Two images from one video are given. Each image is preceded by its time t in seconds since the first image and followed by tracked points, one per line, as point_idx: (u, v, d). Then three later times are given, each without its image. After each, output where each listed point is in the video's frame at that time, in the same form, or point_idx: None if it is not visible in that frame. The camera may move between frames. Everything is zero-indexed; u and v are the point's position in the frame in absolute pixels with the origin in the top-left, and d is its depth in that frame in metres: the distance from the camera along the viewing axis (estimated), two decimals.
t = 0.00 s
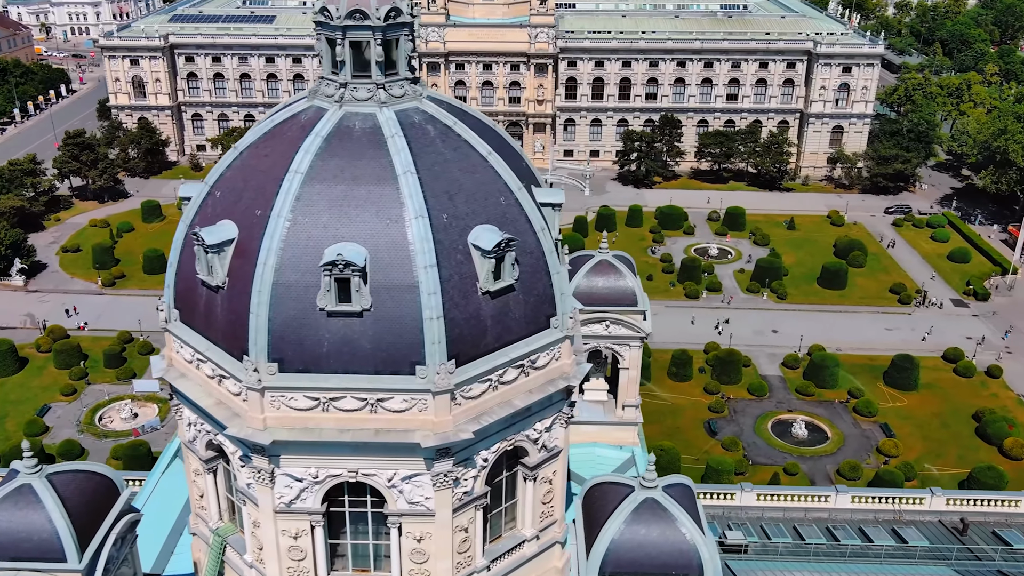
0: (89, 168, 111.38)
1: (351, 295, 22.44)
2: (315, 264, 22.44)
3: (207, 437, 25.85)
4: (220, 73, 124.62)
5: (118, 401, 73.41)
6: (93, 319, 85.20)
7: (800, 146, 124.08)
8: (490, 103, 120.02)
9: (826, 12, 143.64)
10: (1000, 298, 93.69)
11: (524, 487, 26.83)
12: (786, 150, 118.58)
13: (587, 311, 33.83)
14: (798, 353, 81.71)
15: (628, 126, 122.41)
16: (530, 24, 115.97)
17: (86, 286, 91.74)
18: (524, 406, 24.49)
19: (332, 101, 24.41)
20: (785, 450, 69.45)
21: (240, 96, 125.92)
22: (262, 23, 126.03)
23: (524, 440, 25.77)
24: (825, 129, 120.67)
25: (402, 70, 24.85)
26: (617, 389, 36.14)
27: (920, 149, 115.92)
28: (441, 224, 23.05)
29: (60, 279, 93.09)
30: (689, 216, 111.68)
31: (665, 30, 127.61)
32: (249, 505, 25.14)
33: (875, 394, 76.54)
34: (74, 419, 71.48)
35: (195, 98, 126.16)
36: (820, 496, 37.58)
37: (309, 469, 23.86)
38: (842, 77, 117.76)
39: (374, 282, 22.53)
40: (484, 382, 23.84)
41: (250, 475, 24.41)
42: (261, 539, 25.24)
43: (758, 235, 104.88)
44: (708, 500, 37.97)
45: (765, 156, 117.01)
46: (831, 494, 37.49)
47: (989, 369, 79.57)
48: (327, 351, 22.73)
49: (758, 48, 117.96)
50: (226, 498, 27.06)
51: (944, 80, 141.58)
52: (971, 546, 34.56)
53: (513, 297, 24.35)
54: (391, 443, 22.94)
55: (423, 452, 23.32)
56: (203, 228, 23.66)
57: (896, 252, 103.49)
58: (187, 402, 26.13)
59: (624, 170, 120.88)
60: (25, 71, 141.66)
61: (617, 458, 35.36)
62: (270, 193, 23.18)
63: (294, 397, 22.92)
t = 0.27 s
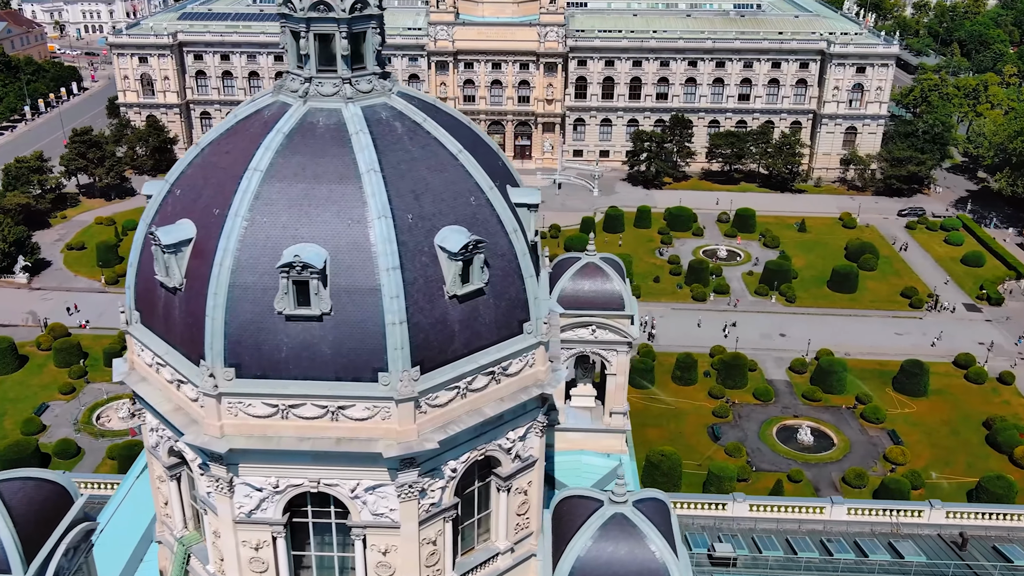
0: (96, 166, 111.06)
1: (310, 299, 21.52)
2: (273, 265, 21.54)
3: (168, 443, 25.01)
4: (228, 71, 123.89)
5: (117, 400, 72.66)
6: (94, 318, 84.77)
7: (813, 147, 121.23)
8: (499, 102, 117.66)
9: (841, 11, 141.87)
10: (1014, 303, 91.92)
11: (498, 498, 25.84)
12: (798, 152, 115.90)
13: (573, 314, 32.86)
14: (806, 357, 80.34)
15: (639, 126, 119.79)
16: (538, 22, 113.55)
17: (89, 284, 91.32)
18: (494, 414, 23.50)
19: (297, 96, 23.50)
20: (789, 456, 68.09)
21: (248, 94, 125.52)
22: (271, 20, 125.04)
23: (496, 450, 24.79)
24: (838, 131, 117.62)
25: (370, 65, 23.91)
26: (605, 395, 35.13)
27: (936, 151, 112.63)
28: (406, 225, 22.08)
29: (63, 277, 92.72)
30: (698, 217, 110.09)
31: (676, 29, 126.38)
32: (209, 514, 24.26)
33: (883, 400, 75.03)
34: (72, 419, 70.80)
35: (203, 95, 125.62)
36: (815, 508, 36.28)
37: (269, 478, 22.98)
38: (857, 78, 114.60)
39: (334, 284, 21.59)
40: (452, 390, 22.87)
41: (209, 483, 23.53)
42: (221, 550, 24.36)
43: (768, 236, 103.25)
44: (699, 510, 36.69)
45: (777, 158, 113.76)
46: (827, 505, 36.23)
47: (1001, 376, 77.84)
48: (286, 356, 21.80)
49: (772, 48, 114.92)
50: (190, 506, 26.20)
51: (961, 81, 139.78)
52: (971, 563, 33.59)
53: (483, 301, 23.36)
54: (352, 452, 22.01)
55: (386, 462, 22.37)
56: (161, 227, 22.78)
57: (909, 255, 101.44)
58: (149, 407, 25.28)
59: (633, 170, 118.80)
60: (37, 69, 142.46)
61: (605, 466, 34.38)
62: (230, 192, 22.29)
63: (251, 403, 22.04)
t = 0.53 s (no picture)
0: (103, 163, 110.32)
1: (265, 302, 20.61)
2: (228, 266, 20.69)
3: (127, 449, 24.17)
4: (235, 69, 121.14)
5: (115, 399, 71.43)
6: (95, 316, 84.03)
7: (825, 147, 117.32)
8: (509, 101, 114.68)
9: (855, 11, 140.49)
10: None
11: (468, 509, 24.88)
12: (811, 153, 112.38)
13: (557, 318, 31.94)
14: (813, 362, 78.94)
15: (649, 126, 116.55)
16: (547, 21, 110.54)
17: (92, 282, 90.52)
18: (460, 423, 22.55)
19: (258, 90, 22.61)
20: (793, 463, 66.80)
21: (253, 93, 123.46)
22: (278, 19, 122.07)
23: (465, 459, 23.83)
24: (851, 132, 114.17)
25: (336, 58, 22.98)
26: (591, 402, 34.10)
27: (951, 153, 109.16)
28: (367, 225, 21.13)
29: (66, 274, 91.95)
30: (707, 217, 107.97)
31: (688, 28, 125.01)
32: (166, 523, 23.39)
33: (891, 407, 73.55)
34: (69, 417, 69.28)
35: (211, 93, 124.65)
36: (809, 518, 35.17)
37: (225, 487, 22.09)
38: (870, 78, 110.69)
39: (291, 286, 20.70)
40: (416, 397, 21.93)
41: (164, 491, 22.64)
42: (179, 561, 23.47)
43: (778, 238, 101.33)
44: (689, 521, 35.68)
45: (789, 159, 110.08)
46: (820, 517, 35.11)
47: (1013, 383, 76.03)
48: (241, 361, 20.91)
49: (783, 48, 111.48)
50: (151, 514, 25.32)
51: (977, 82, 138.15)
52: None
53: (450, 305, 22.40)
54: (309, 462, 21.10)
55: (346, 472, 21.44)
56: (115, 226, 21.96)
57: (921, 259, 99.13)
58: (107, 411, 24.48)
59: (642, 170, 116.19)
60: (49, 66, 142.96)
61: (591, 474, 33.37)
62: (185, 190, 21.42)
63: (205, 409, 21.15)
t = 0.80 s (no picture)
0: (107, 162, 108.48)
1: (216, 306, 19.73)
2: (177, 268, 19.83)
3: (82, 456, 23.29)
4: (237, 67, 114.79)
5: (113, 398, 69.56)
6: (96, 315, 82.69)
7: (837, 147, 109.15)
8: (517, 101, 107.95)
9: (871, 10, 137.93)
10: None
11: (437, 521, 23.94)
12: (824, 154, 104.81)
13: (539, 322, 31.04)
14: (821, 366, 76.25)
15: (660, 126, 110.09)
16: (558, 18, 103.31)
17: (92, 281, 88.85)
18: (424, 433, 21.56)
19: (216, 84, 21.72)
20: (797, 469, 63.77)
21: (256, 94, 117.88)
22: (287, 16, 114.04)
23: (432, 470, 22.88)
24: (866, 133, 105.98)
25: (297, 52, 22.08)
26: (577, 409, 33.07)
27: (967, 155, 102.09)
28: (325, 225, 20.22)
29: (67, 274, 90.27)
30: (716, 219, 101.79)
31: (700, 27, 123.82)
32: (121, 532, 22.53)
33: (900, 413, 70.33)
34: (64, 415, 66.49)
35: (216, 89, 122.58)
36: (802, 531, 33.96)
37: (179, 497, 21.24)
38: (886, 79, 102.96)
39: (244, 289, 19.83)
40: (377, 405, 20.99)
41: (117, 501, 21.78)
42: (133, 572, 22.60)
43: (789, 240, 95.58)
44: (677, 532, 34.61)
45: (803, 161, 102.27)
46: (814, 529, 33.92)
47: None
48: (192, 366, 20.03)
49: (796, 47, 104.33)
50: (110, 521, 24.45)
51: (996, 82, 135.65)
52: None
53: (414, 310, 21.48)
54: (263, 472, 20.17)
55: (301, 483, 20.53)
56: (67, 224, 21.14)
57: (936, 262, 93.75)
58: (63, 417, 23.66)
59: (653, 171, 109.35)
60: (60, 64, 141.97)
61: (576, 484, 32.34)
62: (137, 187, 20.58)
63: (156, 416, 20.28)
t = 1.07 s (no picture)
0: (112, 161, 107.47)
1: (163, 311, 18.83)
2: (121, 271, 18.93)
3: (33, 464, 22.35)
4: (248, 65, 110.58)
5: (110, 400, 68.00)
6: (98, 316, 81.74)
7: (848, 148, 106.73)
8: (527, 100, 105.84)
9: (887, 11, 135.67)
10: None
11: (403, 536, 22.97)
12: (836, 156, 102.48)
13: (521, 327, 30.09)
14: (828, 372, 73.93)
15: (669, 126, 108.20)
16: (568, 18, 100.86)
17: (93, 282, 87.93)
18: (384, 445, 20.58)
19: (171, 80, 20.82)
20: (802, 477, 61.11)
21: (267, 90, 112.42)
22: (298, 14, 109.97)
23: (395, 483, 21.89)
24: (879, 135, 103.98)
25: (256, 47, 21.18)
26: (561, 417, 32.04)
27: (982, 158, 99.91)
28: (277, 227, 19.27)
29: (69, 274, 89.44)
30: (726, 221, 99.78)
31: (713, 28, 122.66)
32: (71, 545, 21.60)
33: (908, 420, 67.89)
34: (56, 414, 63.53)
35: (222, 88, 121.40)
36: (795, 545, 33.07)
37: (129, 509, 20.34)
38: (898, 81, 100.63)
39: (191, 294, 18.94)
40: (334, 416, 20.03)
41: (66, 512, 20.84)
42: None
43: (799, 243, 93.59)
44: (665, 544, 33.58)
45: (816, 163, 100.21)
46: (808, 543, 33.02)
47: None
48: (139, 374, 19.12)
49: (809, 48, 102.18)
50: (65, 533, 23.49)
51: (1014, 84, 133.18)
52: None
53: (374, 316, 20.51)
54: (212, 485, 19.23)
55: (252, 497, 19.59)
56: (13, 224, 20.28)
57: (948, 266, 91.08)
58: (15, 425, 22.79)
59: (663, 172, 107.47)
60: (70, 61, 136.56)
61: (559, 495, 31.33)
62: (84, 186, 19.70)
63: (101, 425, 19.34)
